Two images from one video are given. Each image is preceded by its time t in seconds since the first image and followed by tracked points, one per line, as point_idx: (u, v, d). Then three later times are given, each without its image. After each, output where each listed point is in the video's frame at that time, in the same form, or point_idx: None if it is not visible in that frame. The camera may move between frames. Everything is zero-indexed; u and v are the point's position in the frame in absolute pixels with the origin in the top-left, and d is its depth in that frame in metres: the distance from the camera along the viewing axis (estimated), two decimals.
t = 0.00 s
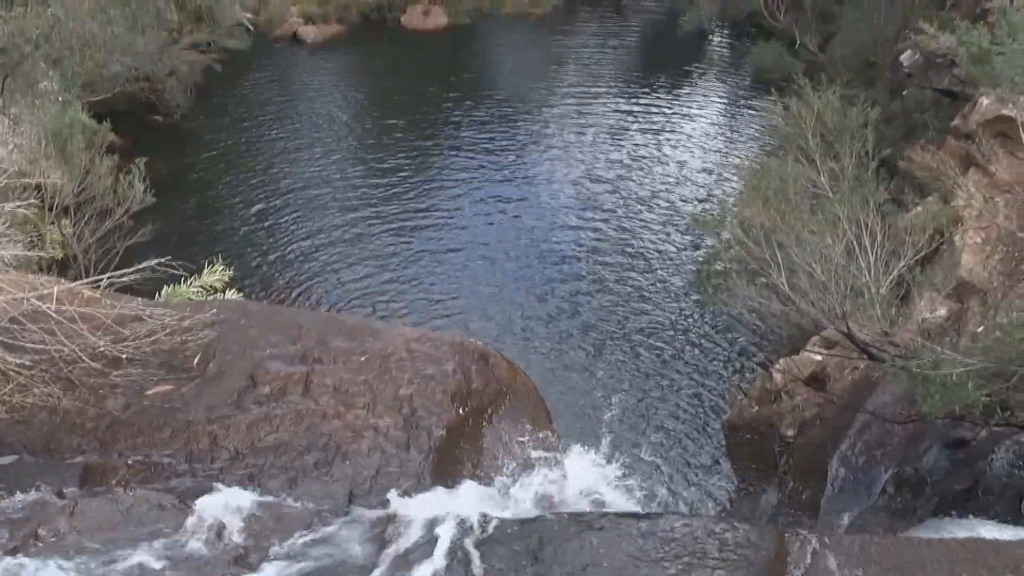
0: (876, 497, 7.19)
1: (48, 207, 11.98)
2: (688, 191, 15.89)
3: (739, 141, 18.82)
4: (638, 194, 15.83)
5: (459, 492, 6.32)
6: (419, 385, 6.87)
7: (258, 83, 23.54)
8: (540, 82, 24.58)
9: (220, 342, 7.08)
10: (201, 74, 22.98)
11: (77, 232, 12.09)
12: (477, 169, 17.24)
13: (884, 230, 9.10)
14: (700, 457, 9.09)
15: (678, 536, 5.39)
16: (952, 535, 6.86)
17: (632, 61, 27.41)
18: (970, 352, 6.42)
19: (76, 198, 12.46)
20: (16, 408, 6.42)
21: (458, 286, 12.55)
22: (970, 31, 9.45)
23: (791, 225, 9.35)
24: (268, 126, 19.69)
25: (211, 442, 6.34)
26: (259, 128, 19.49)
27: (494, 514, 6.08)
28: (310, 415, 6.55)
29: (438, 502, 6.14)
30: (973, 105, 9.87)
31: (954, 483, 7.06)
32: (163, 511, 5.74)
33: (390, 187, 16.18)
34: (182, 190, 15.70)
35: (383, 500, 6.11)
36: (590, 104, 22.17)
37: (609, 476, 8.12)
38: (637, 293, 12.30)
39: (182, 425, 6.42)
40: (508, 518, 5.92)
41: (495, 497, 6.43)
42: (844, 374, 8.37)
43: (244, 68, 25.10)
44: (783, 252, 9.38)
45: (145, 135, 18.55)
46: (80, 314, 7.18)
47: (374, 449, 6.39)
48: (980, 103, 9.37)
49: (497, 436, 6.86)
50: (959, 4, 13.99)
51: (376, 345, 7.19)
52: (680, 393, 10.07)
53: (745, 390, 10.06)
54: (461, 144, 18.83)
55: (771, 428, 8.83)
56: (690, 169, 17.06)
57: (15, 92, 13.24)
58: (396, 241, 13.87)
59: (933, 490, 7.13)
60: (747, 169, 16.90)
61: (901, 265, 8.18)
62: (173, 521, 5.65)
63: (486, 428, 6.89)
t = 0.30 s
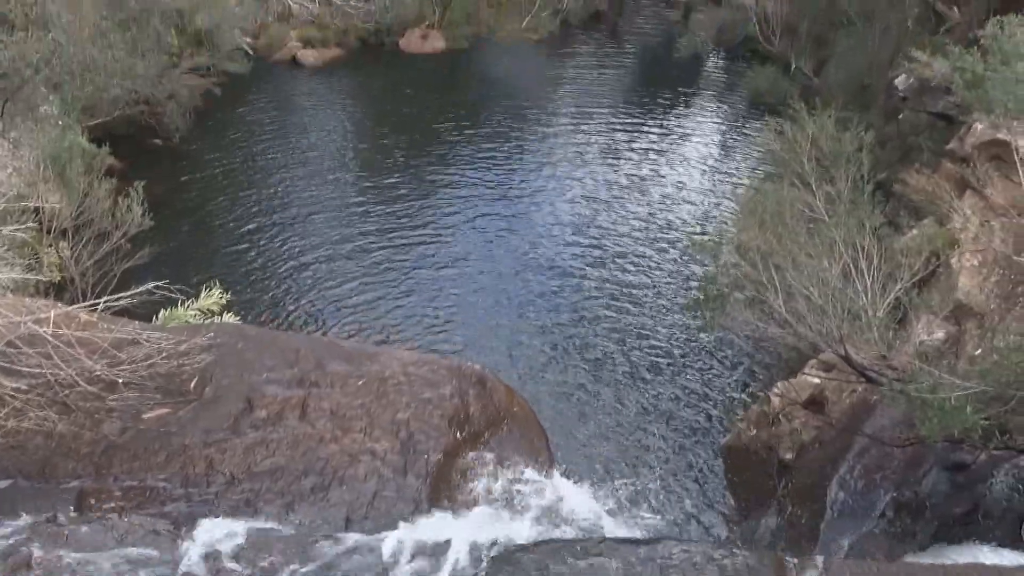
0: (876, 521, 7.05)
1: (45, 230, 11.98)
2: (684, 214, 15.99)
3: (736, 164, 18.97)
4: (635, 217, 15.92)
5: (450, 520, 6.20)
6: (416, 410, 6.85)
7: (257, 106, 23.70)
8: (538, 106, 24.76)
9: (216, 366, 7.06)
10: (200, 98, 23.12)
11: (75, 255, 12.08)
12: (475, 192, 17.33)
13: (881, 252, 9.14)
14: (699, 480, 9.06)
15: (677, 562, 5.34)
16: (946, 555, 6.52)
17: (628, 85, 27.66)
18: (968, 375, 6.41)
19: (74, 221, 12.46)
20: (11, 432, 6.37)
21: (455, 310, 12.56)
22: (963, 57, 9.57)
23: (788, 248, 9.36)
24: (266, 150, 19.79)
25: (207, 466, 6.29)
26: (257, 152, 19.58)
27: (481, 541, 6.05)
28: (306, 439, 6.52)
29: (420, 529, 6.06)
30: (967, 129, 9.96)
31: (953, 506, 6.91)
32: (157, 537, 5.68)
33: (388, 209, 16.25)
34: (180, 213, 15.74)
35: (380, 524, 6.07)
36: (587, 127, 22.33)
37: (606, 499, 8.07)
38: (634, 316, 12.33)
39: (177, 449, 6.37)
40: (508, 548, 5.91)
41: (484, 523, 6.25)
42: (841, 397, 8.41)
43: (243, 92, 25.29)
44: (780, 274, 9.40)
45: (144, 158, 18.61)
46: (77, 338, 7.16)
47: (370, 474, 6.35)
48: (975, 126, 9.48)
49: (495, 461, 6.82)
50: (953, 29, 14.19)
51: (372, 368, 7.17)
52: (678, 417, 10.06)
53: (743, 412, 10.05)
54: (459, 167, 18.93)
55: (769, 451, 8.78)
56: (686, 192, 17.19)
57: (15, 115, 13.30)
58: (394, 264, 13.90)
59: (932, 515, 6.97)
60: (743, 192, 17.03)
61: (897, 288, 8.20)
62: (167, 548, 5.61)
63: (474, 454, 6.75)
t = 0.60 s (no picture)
0: (876, 544, 7.15)
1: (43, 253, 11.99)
2: (682, 237, 16.02)
3: (733, 187, 19.04)
4: (633, 240, 15.95)
5: (446, 544, 6.18)
6: (413, 433, 6.85)
7: (257, 129, 23.86)
8: (535, 128, 24.89)
9: (214, 389, 7.05)
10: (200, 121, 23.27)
11: (72, 278, 12.09)
12: (473, 215, 17.38)
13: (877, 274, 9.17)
14: (697, 503, 9.05)
15: None
16: None
17: (626, 108, 27.85)
18: (966, 399, 6.38)
19: (72, 244, 12.48)
20: (7, 456, 6.35)
21: (452, 332, 12.55)
22: (956, 82, 9.66)
23: (785, 271, 9.37)
24: (265, 172, 19.88)
25: (203, 490, 6.27)
26: (256, 174, 19.66)
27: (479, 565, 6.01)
28: (303, 463, 6.50)
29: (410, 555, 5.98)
30: (962, 152, 10.02)
31: (953, 530, 6.83)
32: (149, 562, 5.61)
33: (388, 231, 16.32)
34: (178, 235, 15.79)
35: (377, 548, 6.03)
36: (585, 150, 22.44)
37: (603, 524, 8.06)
38: (632, 339, 12.31)
39: (174, 473, 6.35)
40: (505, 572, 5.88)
41: (482, 547, 6.27)
42: (840, 420, 8.38)
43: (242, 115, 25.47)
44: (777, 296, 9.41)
45: (143, 181, 18.70)
46: (75, 362, 7.17)
47: (368, 498, 6.34)
48: (969, 150, 9.57)
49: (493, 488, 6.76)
50: (947, 52, 14.68)
51: (370, 392, 7.15)
52: (675, 441, 10.02)
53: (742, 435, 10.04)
54: (457, 190, 19.00)
55: (769, 474, 8.71)
56: (684, 215, 17.24)
57: (15, 138, 13.36)
58: (391, 287, 13.90)
59: (932, 538, 6.91)
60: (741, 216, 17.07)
61: (894, 311, 8.20)
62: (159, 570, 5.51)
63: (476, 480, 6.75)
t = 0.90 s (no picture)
0: (875, 566, 7.02)
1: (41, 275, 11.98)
2: (681, 260, 16.06)
3: (731, 210, 19.10)
4: (631, 263, 15.98)
5: (445, 569, 6.14)
6: (411, 456, 6.80)
7: (256, 151, 24.00)
8: (534, 151, 25.03)
9: (211, 413, 7.03)
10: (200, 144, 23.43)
11: (71, 300, 12.07)
12: (472, 237, 17.42)
13: (875, 296, 9.20)
14: (695, 526, 9.03)
15: None
16: None
17: (624, 130, 28.03)
18: (965, 421, 6.37)
19: (71, 266, 12.48)
20: (2, 480, 6.29)
21: (450, 355, 12.53)
22: (951, 104, 9.73)
23: (783, 293, 9.38)
24: (265, 194, 19.95)
25: (200, 515, 6.21)
26: (255, 196, 19.72)
27: None
28: (301, 486, 6.46)
29: None
30: (958, 174, 10.08)
31: (954, 553, 6.57)
32: None
33: (386, 253, 16.37)
34: (176, 257, 15.82)
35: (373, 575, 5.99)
36: (584, 172, 22.54)
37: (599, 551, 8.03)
38: (631, 362, 12.30)
39: (171, 497, 6.30)
40: None
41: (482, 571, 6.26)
42: (839, 441, 8.37)
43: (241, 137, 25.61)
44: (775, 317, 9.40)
45: (142, 203, 18.77)
46: (72, 384, 7.14)
47: (365, 522, 6.28)
48: (966, 171, 9.62)
49: (491, 511, 6.78)
50: (940, 76, 14.80)
51: (369, 415, 7.12)
52: (676, 466, 9.97)
53: (741, 458, 10.02)
54: (456, 212, 19.05)
55: (768, 496, 8.68)
56: (682, 238, 17.29)
57: (15, 160, 13.38)
58: (389, 310, 13.88)
59: (933, 561, 6.70)
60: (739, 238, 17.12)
61: (892, 333, 8.21)
62: None
63: (478, 501, 6.78)
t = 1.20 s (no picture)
0: None
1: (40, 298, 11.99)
2: (678, 283, 16.07)
3: (728, 233, 19.14)
4: (629, 286, 15.99)
5: None
6: (410, 479, 6.78)
7: (256, 173, 24.13)
8: (532, 173, 25.11)
9: (210, 436, 7.01)
10: (199, 167, 23.46)
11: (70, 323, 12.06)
12: (470, 260, 17.43)
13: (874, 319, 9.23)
14: (695, 549, 9.00)
15: None
16: None
17: (622, 153, 28.15)
18: (966, 443, 6.35)
19: (70, 289, 12.49)
20: None
21: (449, 379, 12.47)
22: (948, 127, 9.79)
23: (781, 315, 9.39)
24: (264, 217, 19.98)
25: (197, 539, 6.12)
26: (254, 219, 19.73)
27: None
28: (300, 510, 6.38)
29: None
30: (955, 197, 10.13)
31: None
32: None
33: (385, 275, 16.42)
34: (175, 279, 15.87)
35: None
36: (582, 194, 22.60)
37: None
38: (629, 385, 12.27)
39: (168, 521, 6.22)
40: None
41: None
42: (840, 464, 8.40)
43: (241, 160, 25.74)
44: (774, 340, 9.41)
45: (142, 225, 18.82)
46: (71, 409, 7.14)
47: (363, 546, 6.17)
48: (963, 194, 9.70)
49: (490, 533, 6.79)
50: (936, 99, 15.04)
51: (368, 438, 7.11)
52: (675, 490, 9.91)
53: (741, 480, 10.00)
54: (455, 234, 19.14)
55: (769, 519, 8.64)
56: (680, 260, 17.31)
57: (15, 183, 13.43)
58: (388, 331, 13.91)
59: None
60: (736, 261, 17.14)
61: (891, 354, 8.24)
62: None
63: (477, 523, 6.77)
